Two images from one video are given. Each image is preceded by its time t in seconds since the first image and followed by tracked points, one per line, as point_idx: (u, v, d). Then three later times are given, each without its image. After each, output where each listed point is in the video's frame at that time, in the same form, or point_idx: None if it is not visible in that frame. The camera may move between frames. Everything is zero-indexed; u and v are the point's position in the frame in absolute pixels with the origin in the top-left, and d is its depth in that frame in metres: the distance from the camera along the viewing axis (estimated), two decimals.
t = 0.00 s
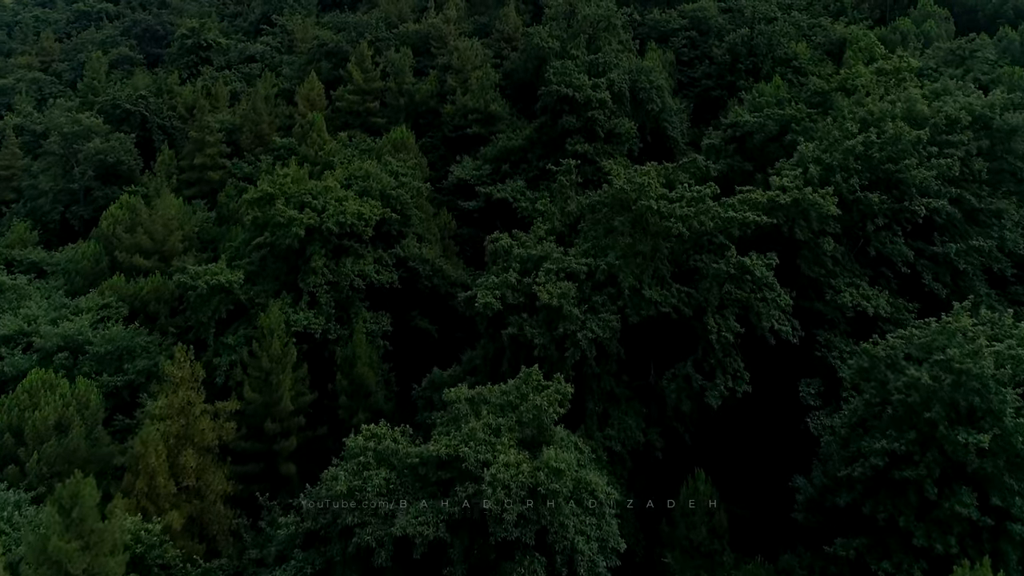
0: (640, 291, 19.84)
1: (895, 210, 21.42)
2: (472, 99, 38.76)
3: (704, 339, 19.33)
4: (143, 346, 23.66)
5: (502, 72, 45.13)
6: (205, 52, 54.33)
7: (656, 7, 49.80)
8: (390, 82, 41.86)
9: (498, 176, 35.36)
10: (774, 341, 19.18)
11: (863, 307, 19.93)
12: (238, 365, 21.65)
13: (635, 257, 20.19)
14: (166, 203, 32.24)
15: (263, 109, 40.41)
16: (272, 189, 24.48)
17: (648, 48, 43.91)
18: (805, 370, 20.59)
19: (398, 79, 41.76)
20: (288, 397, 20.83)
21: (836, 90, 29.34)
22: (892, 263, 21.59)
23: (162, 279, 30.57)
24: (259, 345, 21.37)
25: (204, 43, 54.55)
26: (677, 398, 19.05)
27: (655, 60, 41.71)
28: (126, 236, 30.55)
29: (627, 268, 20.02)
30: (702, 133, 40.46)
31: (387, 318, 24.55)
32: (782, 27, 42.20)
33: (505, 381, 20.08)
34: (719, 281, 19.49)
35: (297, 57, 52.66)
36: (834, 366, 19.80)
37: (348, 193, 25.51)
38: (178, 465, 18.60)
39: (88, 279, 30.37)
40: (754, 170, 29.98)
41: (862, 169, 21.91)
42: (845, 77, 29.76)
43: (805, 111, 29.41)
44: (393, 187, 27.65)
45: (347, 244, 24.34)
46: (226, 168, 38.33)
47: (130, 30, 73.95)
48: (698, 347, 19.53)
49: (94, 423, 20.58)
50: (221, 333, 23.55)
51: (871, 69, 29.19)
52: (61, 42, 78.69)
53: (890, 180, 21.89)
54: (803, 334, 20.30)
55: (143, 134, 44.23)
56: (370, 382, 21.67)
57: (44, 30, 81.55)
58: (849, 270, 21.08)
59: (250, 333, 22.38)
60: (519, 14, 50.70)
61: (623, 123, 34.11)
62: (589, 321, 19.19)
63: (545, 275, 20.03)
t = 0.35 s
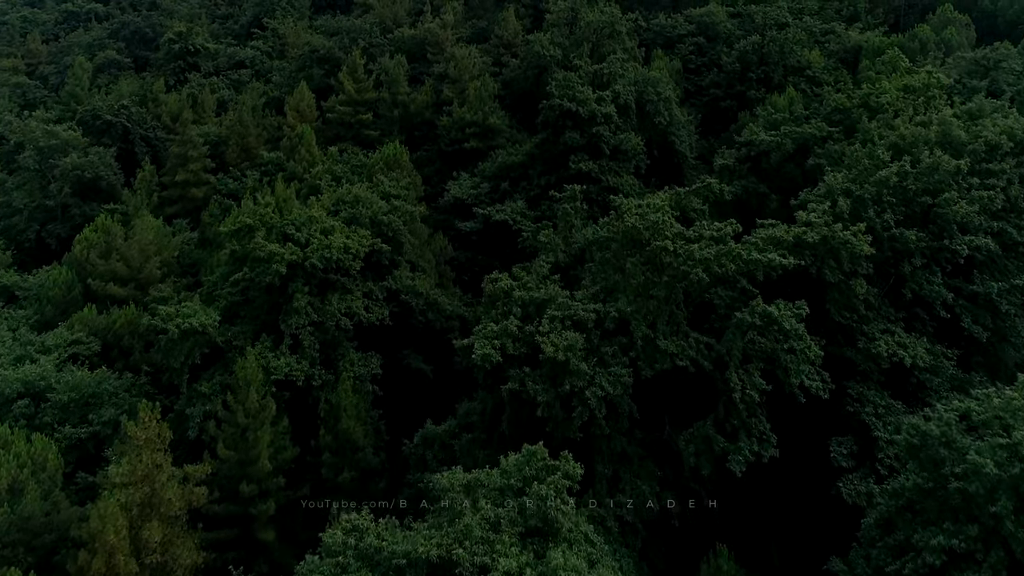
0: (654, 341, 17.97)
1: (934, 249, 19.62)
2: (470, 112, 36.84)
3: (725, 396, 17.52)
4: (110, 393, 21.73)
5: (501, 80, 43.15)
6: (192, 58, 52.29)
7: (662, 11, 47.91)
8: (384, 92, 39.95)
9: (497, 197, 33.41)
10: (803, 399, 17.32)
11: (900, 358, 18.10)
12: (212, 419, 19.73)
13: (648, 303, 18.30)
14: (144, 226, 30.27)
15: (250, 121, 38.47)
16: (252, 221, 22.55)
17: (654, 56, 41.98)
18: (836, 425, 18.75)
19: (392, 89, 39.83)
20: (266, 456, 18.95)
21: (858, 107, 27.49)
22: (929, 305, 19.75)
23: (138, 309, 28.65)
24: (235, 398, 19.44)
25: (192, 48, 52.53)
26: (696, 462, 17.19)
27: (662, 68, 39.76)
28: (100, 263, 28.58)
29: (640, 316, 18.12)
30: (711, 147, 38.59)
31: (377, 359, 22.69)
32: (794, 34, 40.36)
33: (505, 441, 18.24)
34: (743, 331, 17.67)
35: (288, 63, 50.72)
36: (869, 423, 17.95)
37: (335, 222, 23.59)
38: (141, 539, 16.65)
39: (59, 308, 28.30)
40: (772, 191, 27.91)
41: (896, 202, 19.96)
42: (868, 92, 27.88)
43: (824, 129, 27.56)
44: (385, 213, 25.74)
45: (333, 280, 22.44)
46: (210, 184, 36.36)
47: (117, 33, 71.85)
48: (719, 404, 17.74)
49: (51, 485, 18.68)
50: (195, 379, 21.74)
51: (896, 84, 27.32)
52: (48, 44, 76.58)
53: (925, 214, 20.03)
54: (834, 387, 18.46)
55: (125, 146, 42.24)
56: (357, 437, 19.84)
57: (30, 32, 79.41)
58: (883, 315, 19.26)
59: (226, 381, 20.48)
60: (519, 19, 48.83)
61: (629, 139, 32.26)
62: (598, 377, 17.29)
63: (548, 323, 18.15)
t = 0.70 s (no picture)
0: (671, 405, 16.15)
1: (977, 298, 17.77)
2: (466, 127, 34.95)
3: (752, 467, 15.77)
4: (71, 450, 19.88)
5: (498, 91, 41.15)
6: (178, 65, 50.37)
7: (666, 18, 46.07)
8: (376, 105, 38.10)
9: (495, 220, 31.43)
10: (839, 474, 15.41)
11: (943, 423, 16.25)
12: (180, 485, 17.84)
13: (663, 361, 16.44)
14: (118, 253, 28.35)
15: (235, 136, 36.56)
16: (227, 259, 20.65)
17: (660, 66, 40.11)
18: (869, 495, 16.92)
19: (385, 102, 37.94)
20: (238, 530, 17.10)
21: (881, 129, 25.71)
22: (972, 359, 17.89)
23: (110, 344, 26.75)
24: (204, 462, 17.54)
25: (178, 55, 50.58)
26: (718, 542, 15.32)
27: (668, 79, 37.77)
28: (69, 294, 26.66)
29: (654, 377, 16.26)
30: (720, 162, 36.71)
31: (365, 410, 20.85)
32: (807, 44, 38.61)
33: (502, 515, 16.36)
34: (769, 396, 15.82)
35: (278, 71, 48.85)
36: (908, 496, 16.10)
37: (318, 258, 21.70)
38: None
39: (25, 343, 26.25)
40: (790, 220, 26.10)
41: (935, 244, 18.07)
42: (892, 113, 26.08)
43: (845, 152, 25.78)
44: (373, 246, 23.86)
45: (316, 324, 20.56)
46: (191, 203, 34.44)
47: (104, 36, 69.79)
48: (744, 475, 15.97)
49: (0, 561, 16.83)
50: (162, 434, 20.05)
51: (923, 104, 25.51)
52: (33, 47, 74.57)
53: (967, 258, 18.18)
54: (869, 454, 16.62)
55: (105, 159, 40.32)
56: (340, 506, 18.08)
57: (15, 34, 77.34)
58: (921, 371, 17.42)
59: (196, 441, 18.60)
60: (518, 26, 47.07)
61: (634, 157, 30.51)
62: (607, 448, 15.41)
63: (551, 385, 16.27)
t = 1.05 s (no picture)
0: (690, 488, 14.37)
1: None
2: (462, 144, 33.08)
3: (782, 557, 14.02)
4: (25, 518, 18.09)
5: (496, 103, 39.22)
6: (163, 73, 48.51)
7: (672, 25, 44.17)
8: (368, 118, 36.24)
9: (492, 246, 29.47)
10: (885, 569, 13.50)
11: (999, 506, 14.39)
12: (140, 567, 15.97)
13: (681, 437, 14.58)
14: (88, 284, 26.47)
15: (218, 153, 34.65)
16: (197, 307, 18.79)
17: (666, 77, 38.25)
18: None
19: (377, 116, 36.05)
20: None
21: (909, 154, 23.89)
22: None
23: (79, 385, 24.82)
24: (167, 543, 15.69)
25: (163, 62, 48.66)
26: None
27: (675, 92, 35.93)
28: (34, 331, 24.76)
29: (671, 455, 14.43)
30: (730, 179, 34.86)
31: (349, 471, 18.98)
32: (820, 55, 36.83)
33: None
34: (804, 478, 14.01)
35: (266, 78, 46.95)
36: None
37: (299, 303, 19.87)
38: None
39: None
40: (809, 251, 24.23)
41: (985, 296, 16.23)
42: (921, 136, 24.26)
43: (870, 179, 23.97)
44: (361, 283, 22.01)
45: (296, 377, 18.73)
46: (170, 225, 32.51)
47: (90, 40, 67.75)
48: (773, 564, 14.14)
49: None
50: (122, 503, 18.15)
51: (954, 126, 23.70)
52: (18, 50, 72.45)
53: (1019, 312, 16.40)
54: (914, 540, 14.74)
55: (83, 175, 38.42)
56: None
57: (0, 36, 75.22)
58: (971, 442, 15.57)
59: (160, 514, 16.73)
60: (517, 33, 45.26)
61: (641, 178, 28.68)
62: (620, 539, 13.59)
63: (555, 464, 14.42)
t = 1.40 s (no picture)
0: None
1: None
2: (459, 164, 31.20)
3: None
4: None
5: (495, 116, 37.24)
6: (148, 82, 46.66)
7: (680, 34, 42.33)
8: (359, 134, 34.36)
9: (491, 276, 27.54)
10: None
11: None
12: None
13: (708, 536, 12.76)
14: (55, 321, 24.54)
15: (200, 172, 32.74)
16: (163, 366, 16.87)
17: (675, 90, 36.44)
18: None
19: (369, 132, 34.18)
20: None
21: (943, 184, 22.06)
22: None
23: (43, 435, 22.88)
24: None
25: (147, 70, 46.74)
26: None
27: (685, 107, 34.06)
28: None
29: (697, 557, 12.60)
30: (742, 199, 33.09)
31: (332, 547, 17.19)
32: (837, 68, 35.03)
33: None
34: None
35: (255, 88, 45.05)
36: None
37: (278, 357, 18.00)
38: None
39: None
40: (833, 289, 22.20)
41: None
42: (955, 163, 22.43)
43: (899, 210, 22.13)
44: (348, 329, 20.16)
45: (274, 444, 16.87)
46: (149, 250, 30.56)
47: (77, 44, 65.89)
48: None
49: None
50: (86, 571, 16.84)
51: (992, 154, 21.86)
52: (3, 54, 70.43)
53: None
54: None
55: (60, 194, 36.61)
56: None
57: None
58: None
59: None
60: (517, 42, 43.39)
61: (650, 204, 26.80)
62: None
63: (564, 566, 12.94)
